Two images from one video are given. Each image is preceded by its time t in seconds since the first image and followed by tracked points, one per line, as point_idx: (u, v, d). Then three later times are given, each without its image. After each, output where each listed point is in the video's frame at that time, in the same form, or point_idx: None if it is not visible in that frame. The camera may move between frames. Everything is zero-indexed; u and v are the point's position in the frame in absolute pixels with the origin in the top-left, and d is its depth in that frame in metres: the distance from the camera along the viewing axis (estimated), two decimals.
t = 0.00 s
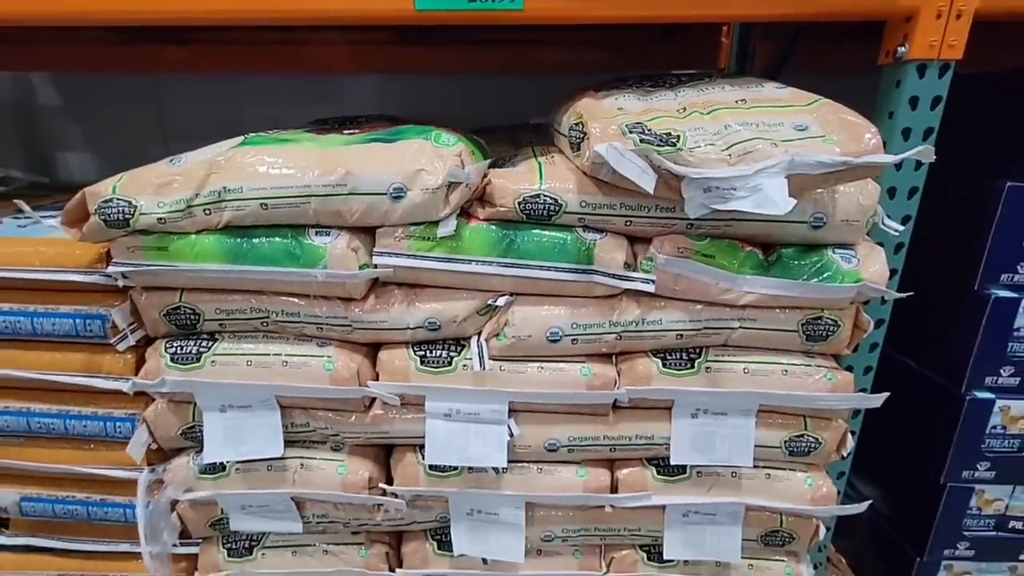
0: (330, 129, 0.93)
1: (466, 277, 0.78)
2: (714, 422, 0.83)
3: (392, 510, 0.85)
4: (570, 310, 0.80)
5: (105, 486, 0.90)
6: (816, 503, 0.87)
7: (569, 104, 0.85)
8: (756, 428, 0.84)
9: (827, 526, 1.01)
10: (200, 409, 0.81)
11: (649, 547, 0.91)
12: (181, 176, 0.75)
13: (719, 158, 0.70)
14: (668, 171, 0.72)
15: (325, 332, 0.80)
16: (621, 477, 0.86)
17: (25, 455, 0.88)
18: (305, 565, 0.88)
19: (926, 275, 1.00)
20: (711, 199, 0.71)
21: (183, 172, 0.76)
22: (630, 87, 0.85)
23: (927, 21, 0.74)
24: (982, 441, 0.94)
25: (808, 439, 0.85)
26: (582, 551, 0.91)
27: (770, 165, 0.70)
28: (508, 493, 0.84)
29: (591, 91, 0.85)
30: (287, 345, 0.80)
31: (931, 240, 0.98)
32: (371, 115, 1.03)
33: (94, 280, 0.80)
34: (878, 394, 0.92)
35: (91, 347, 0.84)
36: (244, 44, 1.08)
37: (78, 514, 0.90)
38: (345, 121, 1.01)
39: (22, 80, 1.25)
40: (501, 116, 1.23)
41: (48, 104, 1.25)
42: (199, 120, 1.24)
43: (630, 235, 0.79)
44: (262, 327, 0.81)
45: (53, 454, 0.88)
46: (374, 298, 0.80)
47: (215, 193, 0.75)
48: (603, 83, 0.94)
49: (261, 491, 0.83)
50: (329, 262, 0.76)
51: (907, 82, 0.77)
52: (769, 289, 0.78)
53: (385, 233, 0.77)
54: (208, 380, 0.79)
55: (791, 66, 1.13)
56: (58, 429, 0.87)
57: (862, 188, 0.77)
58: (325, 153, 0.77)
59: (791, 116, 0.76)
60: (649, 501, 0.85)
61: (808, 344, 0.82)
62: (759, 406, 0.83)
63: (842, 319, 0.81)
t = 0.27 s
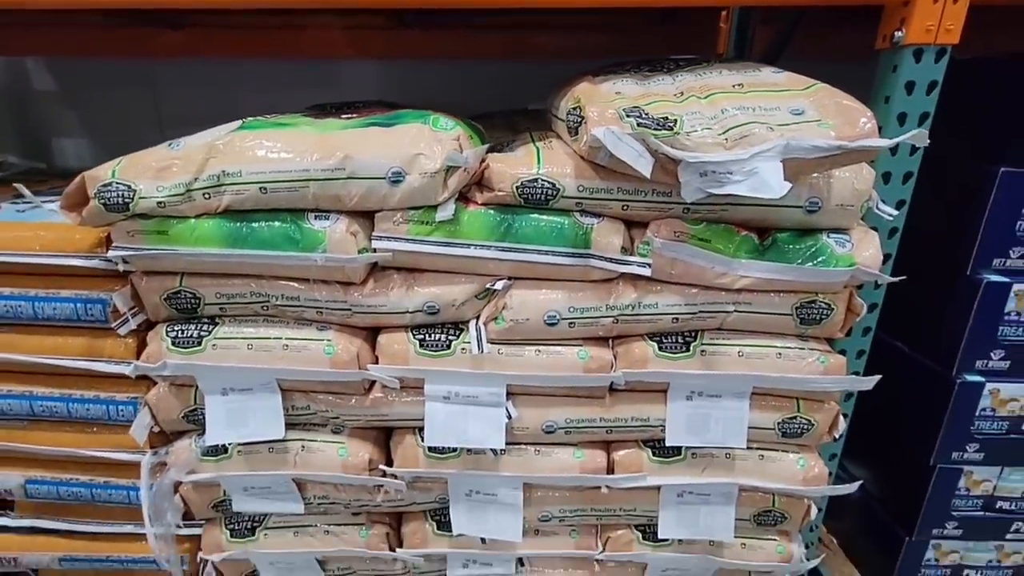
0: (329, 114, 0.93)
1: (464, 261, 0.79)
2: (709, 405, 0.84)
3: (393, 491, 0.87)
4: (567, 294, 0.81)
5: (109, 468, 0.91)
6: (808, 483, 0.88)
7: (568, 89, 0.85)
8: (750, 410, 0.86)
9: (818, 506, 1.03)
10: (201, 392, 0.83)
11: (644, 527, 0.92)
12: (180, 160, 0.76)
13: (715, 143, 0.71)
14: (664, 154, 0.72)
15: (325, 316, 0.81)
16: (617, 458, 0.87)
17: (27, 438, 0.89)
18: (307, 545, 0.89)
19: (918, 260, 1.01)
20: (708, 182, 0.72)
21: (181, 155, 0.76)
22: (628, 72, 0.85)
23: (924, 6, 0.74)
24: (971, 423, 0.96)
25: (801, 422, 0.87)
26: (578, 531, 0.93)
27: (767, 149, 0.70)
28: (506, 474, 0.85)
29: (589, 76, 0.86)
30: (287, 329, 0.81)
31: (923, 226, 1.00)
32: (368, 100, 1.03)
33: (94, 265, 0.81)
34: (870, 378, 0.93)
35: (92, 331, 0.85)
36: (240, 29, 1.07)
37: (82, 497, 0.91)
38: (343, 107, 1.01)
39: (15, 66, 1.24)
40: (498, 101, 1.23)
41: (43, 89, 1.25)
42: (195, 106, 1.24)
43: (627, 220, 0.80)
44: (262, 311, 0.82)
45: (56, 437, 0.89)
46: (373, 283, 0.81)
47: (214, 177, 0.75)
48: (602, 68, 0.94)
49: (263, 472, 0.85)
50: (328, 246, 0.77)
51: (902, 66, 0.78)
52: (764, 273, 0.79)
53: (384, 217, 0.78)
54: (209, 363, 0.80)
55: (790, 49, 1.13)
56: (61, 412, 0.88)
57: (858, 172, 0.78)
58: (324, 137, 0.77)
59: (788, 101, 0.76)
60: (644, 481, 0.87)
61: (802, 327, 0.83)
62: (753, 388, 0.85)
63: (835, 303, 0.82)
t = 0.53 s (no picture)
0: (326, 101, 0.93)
1: (461, 248, 0.79)
2: (706, 390, 0.85)
3: (392, 478, 0.88)
4: (564, 281, 0.81)
5: (109, 455, 0.92)
6: (803, 468, 0.89)
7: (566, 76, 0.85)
8: (745, 396, 0.86)
9: (812, 491, 1.04)
10: (201, 379, 0.83)
11: (641, 512, 0.93)
12: (177, 147, 0.76)
13: (713, 128, 0.71)
14: (662, 140, 0.72)
15: (324, 303, 0.81)
16: (614, 444, 0.88)
17: (26, 426, 0.90)
18: (307, 531, 0.90)
19: (913, 247, 1.02)
20: (705, 168, 0.72)
21: (178, 142, 0.76)
22: (626, 59, 0.85)
23: None
24: (964, 409, 0.97)
25: (796, 407, 0.88)
26: (576, 516, 0.94)
27: (764, 134, 0.70)
28: (504, 459, 0.86)
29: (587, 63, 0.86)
30: (286, 317, 0.82)
31: (918, 213, 1.00)
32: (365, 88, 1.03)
33: (92, 253, 0.81)
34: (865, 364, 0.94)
35: (89, 319, 0.85)
36: (236, 16, 1.07)
37: (83, 484, 0.92)
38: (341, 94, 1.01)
39: (7, 54, 1.23)
40: (495, 88, 1.23)
41: (35, 77, 1.24)
42: (191, 94, 1.23)
43: (625, 206, 0.80)
44: (261, 299, 0.82)
45: (55, 424, 0.90)
46: (371, 270, 0.81)
47: (211, 163, 0.75)
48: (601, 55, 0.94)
49: (263, 459, 0.85)
50: (326, 233, 0.77)
51: (900, 52, 0.78)
52: (760, 260, 0.80)
53: (381, 204, 0.78)
54: (208, 350, 0.80)
55: (789, 35, 1.13)
56: (60, 400, 0.88)
57: (854, 159, 0.78)
58: (322, 123, 0.77)
59: (785, 86, 0.76)
60: (641, 467, 0.87)
61: (797, 313, 0.84)
62: (749, 374, 0.85)
63: (831, 290, 0.83)
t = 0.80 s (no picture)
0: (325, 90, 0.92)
1: (460, 237, 0.79)
2: (704, 380, 0.85)
3: (392, 467, 0.88)
4: (563, 271, 0.81)
5: (109, 446, 0.92)
6: (800, 457, 0.90)
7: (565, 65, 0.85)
8: (743, 385, 0.87)
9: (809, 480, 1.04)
10: (200, 369, 0.83)
11: (639, 500, 0.94)
12: (174, 136, 0.75)
13: (712, 117, 0.71)
14: (662, 129, 0.72)
15: (323, 293, 0.81)
16: (612, 433, 0.88)
17: (24, 417, 0.90)
18: (307, 520, 0.90)
19: (911, 236, 1.02)
20: (705, 157, 0.72)
21: (176, 130, 0.76)
22: (626, 48, 0.85)
23: None
24: (960, 399, 0.98)
25: (794, 396, 0.88)
26: (574, 504, 0.94)
27: (764, 123, 0.70)
28: (503, 449, 0.86)
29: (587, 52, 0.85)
30: (285, 307, 0.82)
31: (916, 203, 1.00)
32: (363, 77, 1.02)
33: (90, 243, 0.81)
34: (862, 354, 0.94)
35: (88, 310, 0.85)
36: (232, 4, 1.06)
37: (83, 474, 0.92)
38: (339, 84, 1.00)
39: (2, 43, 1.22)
40: (494, 78, 1.22)
41: (30, 67, 1.23)
42: (187, 85, 1.23)
43: (624, 196, 0.80)
44: (260, 289, 0.82)
45: (54, 414, 0.90)
46: (370, 260, 0.81)
47: (209, 152, 0.75)
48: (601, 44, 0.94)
49: (263, 448, 0.85)
50: (324, 222, 0.77)
51: (901, 41, 0.78)
52: (759, 249, 0.80)
53: (380, 194, 0.77)
54: (207, 340, 0.80)
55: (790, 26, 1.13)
56: (60, 391, 0.88)
57: (854, 149, 0.78)
58: (320, 112, 0.76)
59: (786, 75, 0.76)
60: (639, 456, 0.88)
61: (796, 303, 0.84)
62: (747, 363, 0.85)
63: (829, 280, 0.83)
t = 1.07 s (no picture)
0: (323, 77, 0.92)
1: (459, 226, 0.79)
2: (703, 368, 0.85)
3: (391, 456, 0.88)
4: (563, 260, 0.81)
5: (109, 436, 0.92)
6: (798, 445, 0.90)
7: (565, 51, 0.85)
8: (742, 374, 0.87)
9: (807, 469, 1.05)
10: (199, 359, 0.83)
11: (638, 489, 0.94)
12: (170, 123, 0.75)
13: (713, 103, 0.71)
14: (662, 116, 0.72)
15: (321, 282, 0.81)
16: (612, 422, 0.88)
17: (22, 407, 0.90)
18: (307, 509, 0.91)
19: (911, 225, 1.02)
20: (705, 144, 0.72)
21: (171, 118, 0.75)
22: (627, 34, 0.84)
23: None
24: (958, 387, 0.98)
25: (792, 385, 0.88)
26: (573, 493, 0.94)
27: (764, 110, 0.70)
28: (503, 438, 0.86)
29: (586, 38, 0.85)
30: (283, 296, 0.81)
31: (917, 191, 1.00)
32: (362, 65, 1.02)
33: (85, 232, 0.81)
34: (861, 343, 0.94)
35: (85, 300, 0.85)
36: None
37: (83, 464, 0.92)
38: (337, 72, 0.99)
39: None
40: (494, 66, 1.22)
41: (24, 57, 1.22)
42: (183, 73, 1.22)
43: (623, 184, 0.80)
44: (258, 278, 0.81)
45: (52, 404, 0.90)
46: (369, 249, 0.80)
47: (205, 140, 0.74)
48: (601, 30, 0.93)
49: (262, 438, 0.85)
50: (323, 211, 0.76)
51: (903, 27, 0.77)
52: (759, 238, 0.80)
53: (378, 181, 0.77)
54: (205, 330, 0.80)
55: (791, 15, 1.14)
56: (58, 380, 0.88)
57: (855, 136, 0.78)
58: (317, 99, 0.76)
59: (787, 61, 0.76)
60: (638, 444, 0.88)
61: (795, 292, 0.84)
62: (746, 352, 0.85)
63: (829, 268, 0.83)
